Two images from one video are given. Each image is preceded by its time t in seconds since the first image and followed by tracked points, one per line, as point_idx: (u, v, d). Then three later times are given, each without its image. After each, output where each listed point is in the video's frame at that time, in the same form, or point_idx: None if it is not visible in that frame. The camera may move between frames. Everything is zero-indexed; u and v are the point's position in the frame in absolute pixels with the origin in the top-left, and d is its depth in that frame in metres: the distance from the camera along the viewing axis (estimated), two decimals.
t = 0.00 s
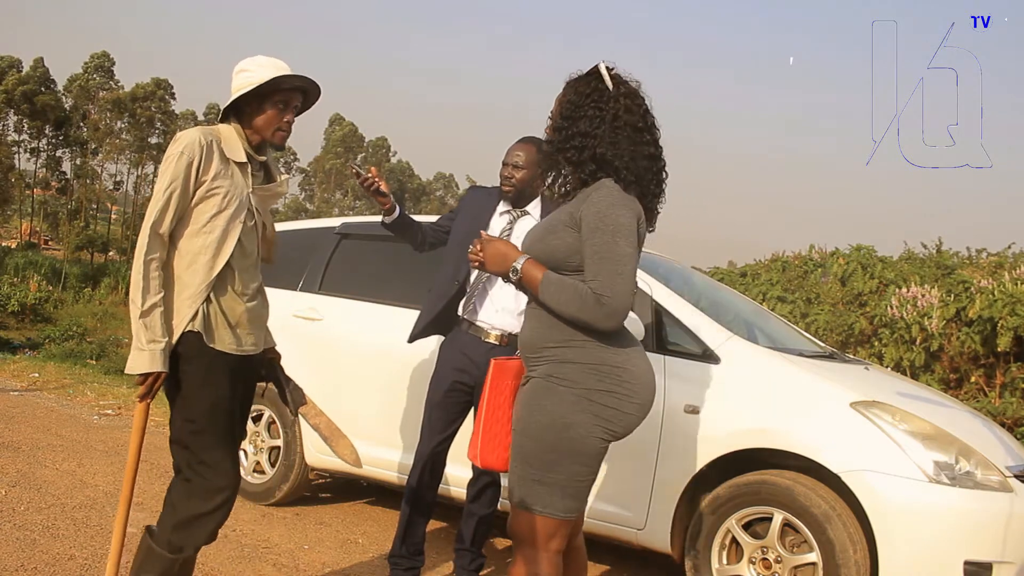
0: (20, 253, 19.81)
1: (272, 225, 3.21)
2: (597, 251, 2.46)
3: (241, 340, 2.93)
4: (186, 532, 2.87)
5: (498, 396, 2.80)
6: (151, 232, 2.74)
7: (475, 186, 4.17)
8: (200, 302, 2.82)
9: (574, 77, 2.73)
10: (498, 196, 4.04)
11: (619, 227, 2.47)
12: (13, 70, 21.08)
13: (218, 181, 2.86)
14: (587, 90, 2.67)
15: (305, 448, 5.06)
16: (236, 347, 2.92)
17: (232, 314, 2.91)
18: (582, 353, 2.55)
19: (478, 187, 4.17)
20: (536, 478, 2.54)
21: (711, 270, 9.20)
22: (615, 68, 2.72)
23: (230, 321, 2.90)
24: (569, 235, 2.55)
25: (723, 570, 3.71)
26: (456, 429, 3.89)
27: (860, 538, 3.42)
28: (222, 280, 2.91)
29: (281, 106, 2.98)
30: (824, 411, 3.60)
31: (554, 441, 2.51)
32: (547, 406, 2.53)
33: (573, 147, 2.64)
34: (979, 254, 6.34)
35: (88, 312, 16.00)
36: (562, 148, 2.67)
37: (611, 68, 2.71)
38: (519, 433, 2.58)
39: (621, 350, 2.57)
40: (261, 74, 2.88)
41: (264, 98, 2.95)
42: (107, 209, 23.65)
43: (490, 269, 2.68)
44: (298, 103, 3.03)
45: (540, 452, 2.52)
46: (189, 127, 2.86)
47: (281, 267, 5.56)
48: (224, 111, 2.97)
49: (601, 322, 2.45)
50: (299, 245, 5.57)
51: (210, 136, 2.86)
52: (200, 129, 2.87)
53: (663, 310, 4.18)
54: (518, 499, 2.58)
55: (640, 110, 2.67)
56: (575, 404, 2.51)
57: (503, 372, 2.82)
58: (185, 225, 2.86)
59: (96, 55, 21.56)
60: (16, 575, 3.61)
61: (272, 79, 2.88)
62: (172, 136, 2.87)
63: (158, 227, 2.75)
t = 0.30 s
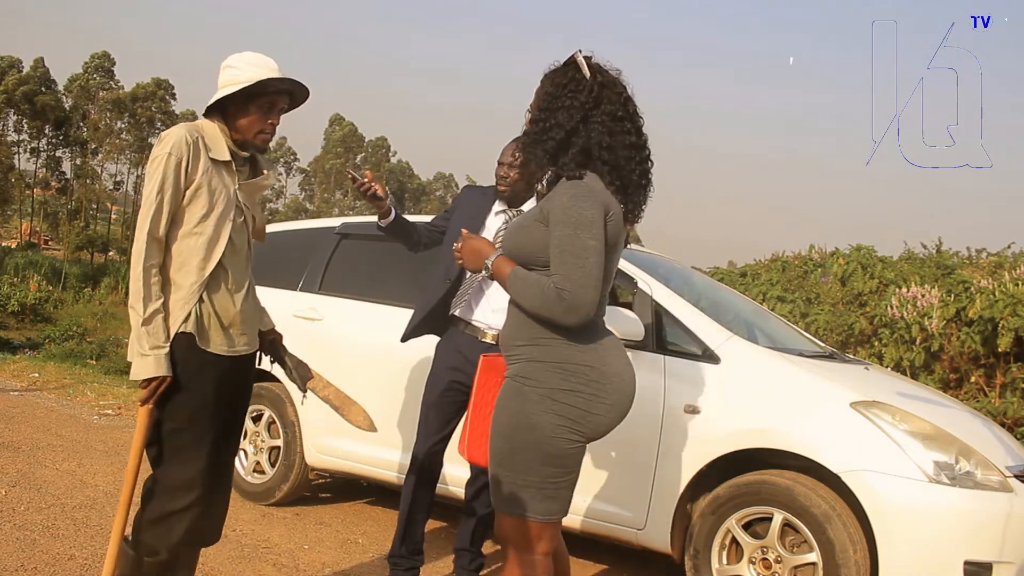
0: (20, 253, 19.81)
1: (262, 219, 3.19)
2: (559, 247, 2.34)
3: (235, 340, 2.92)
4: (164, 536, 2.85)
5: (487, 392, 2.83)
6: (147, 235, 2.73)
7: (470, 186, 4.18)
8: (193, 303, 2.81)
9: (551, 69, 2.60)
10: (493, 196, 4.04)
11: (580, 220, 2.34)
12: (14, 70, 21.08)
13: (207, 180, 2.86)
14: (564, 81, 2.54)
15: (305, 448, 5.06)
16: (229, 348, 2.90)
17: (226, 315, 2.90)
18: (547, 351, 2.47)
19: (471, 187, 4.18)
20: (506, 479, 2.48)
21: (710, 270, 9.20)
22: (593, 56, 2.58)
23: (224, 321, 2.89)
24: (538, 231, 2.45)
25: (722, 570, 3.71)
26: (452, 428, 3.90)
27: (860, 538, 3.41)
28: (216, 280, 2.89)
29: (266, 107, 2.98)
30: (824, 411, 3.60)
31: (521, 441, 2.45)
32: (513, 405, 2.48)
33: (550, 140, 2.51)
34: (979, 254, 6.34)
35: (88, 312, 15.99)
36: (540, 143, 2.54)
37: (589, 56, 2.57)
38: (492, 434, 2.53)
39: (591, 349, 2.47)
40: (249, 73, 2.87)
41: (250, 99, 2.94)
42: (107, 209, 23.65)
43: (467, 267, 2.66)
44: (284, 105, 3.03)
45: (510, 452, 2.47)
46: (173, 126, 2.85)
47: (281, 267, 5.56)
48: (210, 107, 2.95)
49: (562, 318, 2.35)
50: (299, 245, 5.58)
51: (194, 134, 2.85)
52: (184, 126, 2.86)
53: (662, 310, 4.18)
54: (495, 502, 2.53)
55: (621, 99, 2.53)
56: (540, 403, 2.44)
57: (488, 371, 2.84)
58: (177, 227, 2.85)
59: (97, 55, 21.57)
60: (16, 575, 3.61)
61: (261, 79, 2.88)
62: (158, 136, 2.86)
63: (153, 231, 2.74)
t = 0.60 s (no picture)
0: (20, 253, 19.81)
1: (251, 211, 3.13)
2: (533, 246, 2.29)
3: (224, 338, 2.90)
4: (154, 531, 2.86)
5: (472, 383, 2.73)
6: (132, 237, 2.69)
7: (466, 187, 4.19)
8: (181, 301, 2.78)
9: (533, 64, 2.55)
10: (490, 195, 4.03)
11: (553, 219, 2.28)
12: (14, 70, 21.06)
13: (187, 176, 2.82)
14: (548, 75, 2.48)
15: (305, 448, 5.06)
16: (219, 346, 2.88)
17: (214, 312, 2.87)
18: (524, 352, 2.41)
19: (467, 187, 4.19)
20: (488, 483, 2.43)
21: (710, 270, 9.21)
22: (576, 51, 2.53)
23: (212, 319, 2.87)
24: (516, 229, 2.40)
25: (723, 570, 3.72)
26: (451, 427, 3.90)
27: (860, 538, 3.41)
28: (201, 277, 2.86)
29: (236, 104, 2.92)
30: (824, 411, 3.60)
31: (500, 444, 2.40)
32: (491, 408, 2.43)
33: (535, 135, 2.44)
34: (979, 254, 6.34)
35: (88, 312, 15.99)
36: (524, 138, 2.47)
37: (571, 51, 2.53)
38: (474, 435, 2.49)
39: (570, 349, 2.40)
40: (220, 69, 2.84)
41: (219, 94, 2.89)
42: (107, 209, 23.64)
43: (451, 266, 2.63)
44: (256, 102, 2.98)
45: (490, 455, 2.42)
46: (148, 124, 2.80)
47: (281, 267, 5.56)
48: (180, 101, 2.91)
49: (533, 318, 2.29)
50: (299, 245, 5.58)
51: (170, 130, 2.81)
52: (159, 123, 2.81)
53: (663, 310, 4.17)
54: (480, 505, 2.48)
55: (607, 94, 2.48)
56: (517, 406, 2.38)
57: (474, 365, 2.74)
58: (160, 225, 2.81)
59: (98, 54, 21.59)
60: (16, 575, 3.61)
61: (232, 75, 2.84)
62: (132, 134, 2.80)
63: (138, 231, 2.70)
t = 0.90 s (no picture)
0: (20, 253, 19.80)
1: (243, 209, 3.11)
2: (519, 247, 2.28)
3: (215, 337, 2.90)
4: (152, 531, 2.85)
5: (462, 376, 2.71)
6: (116, 238, 2.67)
7: (466, 187, 4.18)
8: (170, 301, 2.78)
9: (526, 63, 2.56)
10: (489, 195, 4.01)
11: (540, 219, 2.28)
12: (14, 70, 21.03)
13: (172, 176, 2.81)
14: (541, 74, 2.48)
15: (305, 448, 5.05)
16: (209, 345, 2.88)
17: (204, 311, 2.87)
18: (511, 354, 2.41)
19: (467, 188, 4.18)
20: (476, 483, 2.44)
21: (710, 270, 9.21)
22: (569, 50, 2.53)
23: (202, 318, 2.86)
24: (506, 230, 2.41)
25: (722, 570, 3.72)
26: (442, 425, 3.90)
27: (860, 538, 3.41)
28: (190, 277, 2.86)
29: (217, 94, 2.91)
30: (824, 412, 3.59)
31: (486, 445, 2.40)
32: (478, 408, 2.43)
33: (528, 134, 2.44)
34: (979, 254, 6.34)
35: (88, 311, 15.98)
36: (517, 137, 2.47)
37: (565, 50, 2.53)
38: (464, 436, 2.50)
39: (556, 351, 2.38)
40: (200, 60, 2.81)
41: (200, 86, 2.88)
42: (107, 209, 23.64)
43: (442, 266, 2.63)
44: (237, 91, 2.96)
45: (477, 456, 2.43)
46: (131, 125, 2.78)
47: (280, 267, 5.56)
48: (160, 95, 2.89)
49: (518, 320, 2.29)
50: (299, 245, 5.58)
51: (153, 131, 2.79)
52: (142, 124, 2.79)
53: (663, 310, 4.17)
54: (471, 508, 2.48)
55: (600, 92, 2.48)
56: (502, 407, 2.38)
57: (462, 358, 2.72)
58: (144, 225, 2.80)
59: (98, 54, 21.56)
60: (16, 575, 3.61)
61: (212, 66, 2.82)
62: (116, 136, 2.79)
63: (122, 232, 2.68)
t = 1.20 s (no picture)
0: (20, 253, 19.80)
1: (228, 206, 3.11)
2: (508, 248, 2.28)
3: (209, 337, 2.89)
4: (151, 531, 2.86)
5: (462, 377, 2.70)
6: (108, 240, 2.66)
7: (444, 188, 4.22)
8: (163, 302, 2.78)
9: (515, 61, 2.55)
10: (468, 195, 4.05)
11: (528, 221, 2.28)
12: (14, 70, 21.01)
13: (164, 176, 2.80)
14: (529, 74, 2.47)
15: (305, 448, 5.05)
16: (203, 345, 2.87)
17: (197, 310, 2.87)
18: (504, 353, 2.41)
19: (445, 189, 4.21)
20: (472, 483, 2.44)
21: (710, 270, 9.21)
22: (559, 49, 2.52)
23: (196, 318, 2.86)
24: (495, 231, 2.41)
25: (723, 570, 3.72)
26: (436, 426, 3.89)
27: (860, 538, 3.41)
28: (183, 278, 2.86)
29: (211, 93, 2.90)
30: (824, 412, 3.59)
31: (482, 444, 2.40)
32: (472, 408, 2.44)
33: (514, 134, 2.44)
34: (979, 254, 6.34)
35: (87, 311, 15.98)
36: (504, 138, 2.47)
37: (555, 49, 2.51)
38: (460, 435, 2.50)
39: (549, 350, 2.38)
40: (193, 59, 2.81)
41: (193, 85, 2.88)
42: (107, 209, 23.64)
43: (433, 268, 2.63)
44: (232, 90, 2.95)
45: (473, 456, 2.43)
46: (122, 125, 2.77)
47: (279, 267, 5.56)
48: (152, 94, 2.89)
49: (509, 322, 2.29)
50: (299, 245, 5.58)
51: (144, 131, 2.78)
52: (134, 124, 2.78)
53: (663, 309, 4.18)
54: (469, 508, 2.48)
55: (588, 92, 2.46)
56: (496, 406, 2.38)
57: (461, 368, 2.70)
58: (136, 225, 2.79)
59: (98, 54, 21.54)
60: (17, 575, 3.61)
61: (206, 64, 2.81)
62: (107, 137, 2.77)
63: (114, 234, 2.68)
